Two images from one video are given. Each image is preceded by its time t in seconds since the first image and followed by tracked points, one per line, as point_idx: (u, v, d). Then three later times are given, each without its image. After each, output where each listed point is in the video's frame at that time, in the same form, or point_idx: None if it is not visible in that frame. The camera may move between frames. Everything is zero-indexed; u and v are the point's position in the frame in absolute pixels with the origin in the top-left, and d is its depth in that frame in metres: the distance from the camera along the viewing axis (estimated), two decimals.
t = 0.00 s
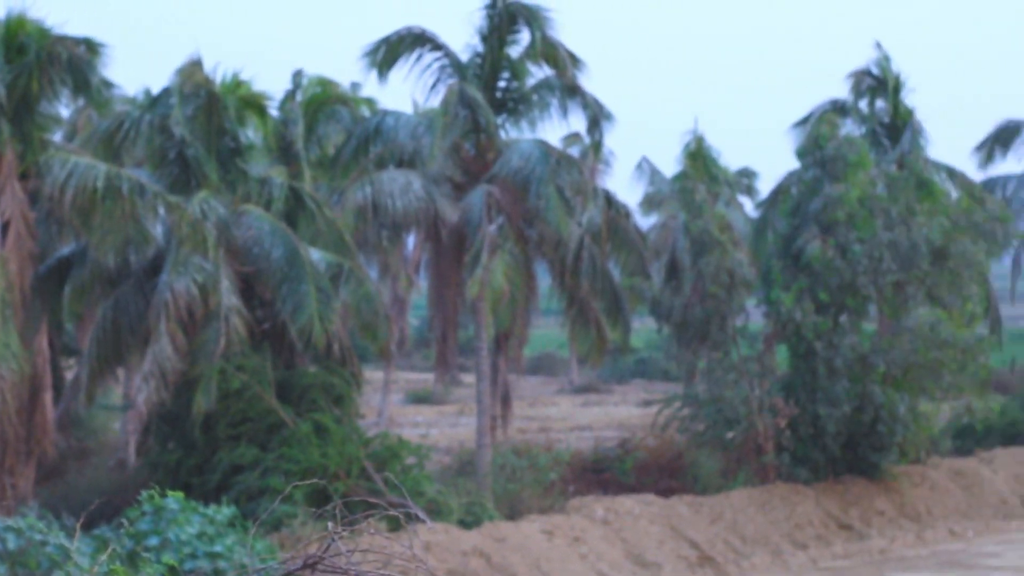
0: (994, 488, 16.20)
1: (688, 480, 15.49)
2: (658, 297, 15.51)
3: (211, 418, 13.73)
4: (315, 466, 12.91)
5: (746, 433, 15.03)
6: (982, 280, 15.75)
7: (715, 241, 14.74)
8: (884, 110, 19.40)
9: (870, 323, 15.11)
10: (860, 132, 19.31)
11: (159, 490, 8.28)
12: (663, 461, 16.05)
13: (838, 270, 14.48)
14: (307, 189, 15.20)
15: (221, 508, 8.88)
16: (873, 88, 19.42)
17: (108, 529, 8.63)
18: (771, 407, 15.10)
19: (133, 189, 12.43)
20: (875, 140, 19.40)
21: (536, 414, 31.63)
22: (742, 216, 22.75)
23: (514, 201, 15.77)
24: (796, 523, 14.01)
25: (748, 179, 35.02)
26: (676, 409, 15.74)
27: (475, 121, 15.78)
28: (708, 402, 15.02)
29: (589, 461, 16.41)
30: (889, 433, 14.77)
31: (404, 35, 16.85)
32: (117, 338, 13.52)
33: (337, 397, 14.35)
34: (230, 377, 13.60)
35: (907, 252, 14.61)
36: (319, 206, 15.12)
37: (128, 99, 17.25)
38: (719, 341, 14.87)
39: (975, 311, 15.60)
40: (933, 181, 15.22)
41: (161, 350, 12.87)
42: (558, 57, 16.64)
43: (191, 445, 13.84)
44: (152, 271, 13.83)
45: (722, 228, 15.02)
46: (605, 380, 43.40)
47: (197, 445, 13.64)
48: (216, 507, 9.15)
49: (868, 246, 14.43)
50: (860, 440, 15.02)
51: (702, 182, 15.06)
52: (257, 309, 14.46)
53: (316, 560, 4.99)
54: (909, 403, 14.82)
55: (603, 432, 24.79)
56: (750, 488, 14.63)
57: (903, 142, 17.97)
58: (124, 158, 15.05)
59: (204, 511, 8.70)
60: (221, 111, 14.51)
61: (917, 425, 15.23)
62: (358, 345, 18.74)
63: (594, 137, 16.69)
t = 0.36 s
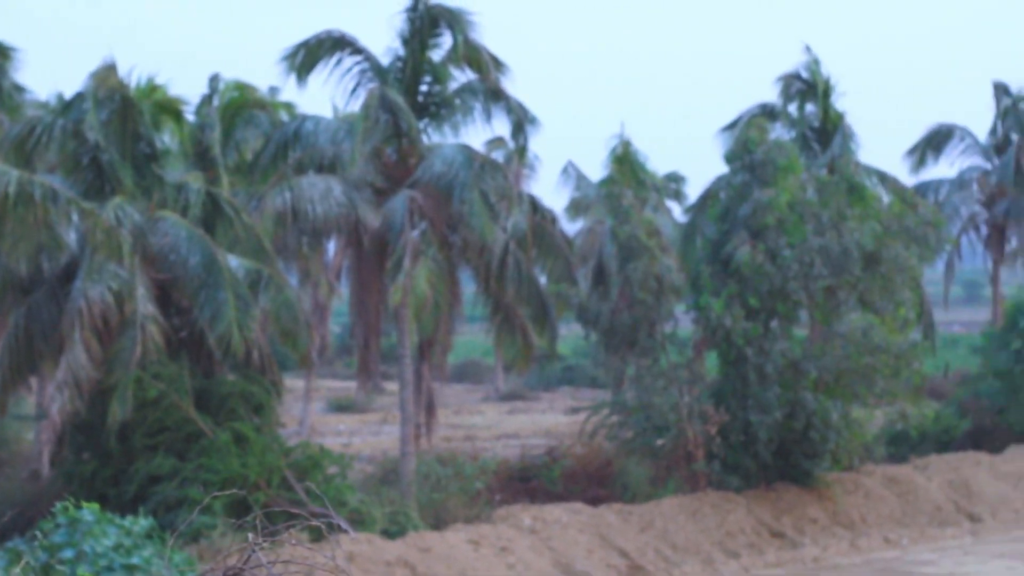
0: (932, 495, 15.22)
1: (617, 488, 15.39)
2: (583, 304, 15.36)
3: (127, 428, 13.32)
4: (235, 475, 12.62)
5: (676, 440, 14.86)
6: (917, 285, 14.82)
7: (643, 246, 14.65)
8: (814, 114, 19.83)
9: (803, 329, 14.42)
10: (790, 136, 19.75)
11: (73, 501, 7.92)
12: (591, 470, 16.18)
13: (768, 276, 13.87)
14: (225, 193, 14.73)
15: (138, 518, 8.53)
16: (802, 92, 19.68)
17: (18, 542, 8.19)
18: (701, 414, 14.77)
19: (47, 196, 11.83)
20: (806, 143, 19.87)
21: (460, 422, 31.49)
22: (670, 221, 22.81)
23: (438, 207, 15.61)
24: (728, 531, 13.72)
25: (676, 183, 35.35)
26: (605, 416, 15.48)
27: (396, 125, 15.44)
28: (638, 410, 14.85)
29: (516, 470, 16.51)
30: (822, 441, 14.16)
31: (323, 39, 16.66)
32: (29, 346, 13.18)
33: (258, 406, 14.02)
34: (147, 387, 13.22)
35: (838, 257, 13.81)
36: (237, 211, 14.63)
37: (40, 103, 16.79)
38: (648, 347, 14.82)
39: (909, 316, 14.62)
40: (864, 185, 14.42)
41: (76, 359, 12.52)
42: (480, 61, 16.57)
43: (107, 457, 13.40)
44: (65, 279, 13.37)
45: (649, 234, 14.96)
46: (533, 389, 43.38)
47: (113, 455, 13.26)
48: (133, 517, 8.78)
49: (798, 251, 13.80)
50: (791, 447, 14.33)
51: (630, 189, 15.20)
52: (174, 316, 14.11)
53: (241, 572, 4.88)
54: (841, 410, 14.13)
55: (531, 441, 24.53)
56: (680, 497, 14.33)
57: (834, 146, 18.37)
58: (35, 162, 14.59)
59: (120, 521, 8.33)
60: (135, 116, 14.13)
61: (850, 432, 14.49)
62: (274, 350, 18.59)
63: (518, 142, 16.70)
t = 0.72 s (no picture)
0: (865, 500, 15.46)
1: (550, 494, 15.81)
2: (514, 309, 15.00)
3: (54, 437, 13.02)
4: (165, 485, 12.07)
5: (610, 447, 14.71)
6: (851, 290, 14.94)
7: (576, 251, 14.50)
8: (746, 118, 20.15)
9: (737, 335, 14.42)
10: (723, 140, 20.02)
11: None
12: (524, 476, 16.30)
13: (700, 281, 13.93)
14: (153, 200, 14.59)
15: (64, 528, 8.26)
16: (734, 97, 20.05)
17: None
18: (636, 420, 14.75)
19: None
20: (738, 148, 20.17)
21: (391, 428, 31.23)
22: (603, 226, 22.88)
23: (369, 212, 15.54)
24: (663, 537, 13.75)
25: (608, 188, 35.60)
26: (538, 423, 15.44)
27: (326, 130, 15.39)
28: (572, 416, 14.76)
29: (449, 478, 16.68)
30: (756, 445, 14.10)
31: (252, 44, 16.39)
32: None
33: (187, 414, 13.77)
34: (74, 395, 13.02)
35: (772, 261, 13.94)
36: (166, 218, 14.56)
37: None
38: (581, 353, 14.64)
39: (842, 321, 14.72)
40: (797, 191, 14.77)
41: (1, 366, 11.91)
42: (410, 67, 16.56)
43: (33, 467, 13.05)
44: None
45: (582, 239, 14.72)
46: (465, 395, 43.30)
47: (39, 465, 12.95)
48: (58, 526, 8.48)
49: (731, 256, 13.98)
50: (726, 452, 14.47)
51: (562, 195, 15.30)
52: (102, 324, 13.97)
53: None
54: (777, 415, 13.93)
55: (463, 448, 24.43)
56: (614, 504, 14.41)
57: (766, 151, 18.66)
58: None
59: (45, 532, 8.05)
60: (62, 121, 13.95)
61: (784, 438, 14.10)
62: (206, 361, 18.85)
63: (449, 146, 16.66)
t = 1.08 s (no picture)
0: (796, 503, 15.73)
1: (484, 498, 15.76)
2: (448, 315, 14.92)
3: None
4: (98, 492, 11.84)
5: (542, 451, 14.78)
6: (782, 295, 15.23)
7: (509, 256, 14.54)
8: (677, 125, 20.43)
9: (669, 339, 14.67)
10: (655, 146, 20.26)
11: None
12: (458, 480, 16.28)
13: (633, 286, 14.07)
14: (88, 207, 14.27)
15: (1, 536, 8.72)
16: (666, 104, 20.46)
17: None
18: (568, 424, 14.91)
19: None
20: (670, 154, 20.43)
21: (326, 434, 30.96)
22: (536, 231, 22.95)
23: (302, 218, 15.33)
24: (595, 541, 13.85)
25: (541, 194, 35.78)
26: (470, 428, 15.43)
27: (261, 137, 15.35)
28: (505, 420, 14.77)
29: (383, 482, 16.47)
30: (687, 448, 14.33)
31: (187, 50, 16.21)
32: None
33: (121, 420, 13.56)
34: (5, 404, 12.80)
35: (703, 266, 14.14)
36: (99, 224, 14.53)
37: None
38: (514, 357, 14.68)
39: (773, 325, 14.97)
40: (728, 196, 15.01)
41: None
42: (344, 73, 16.54)
43: None
44: None
45: (515, 244, 14.82)
46: (399, 401, 43.07)
47: None
48: None
49: (663, 261, 14.11)
50: (658, 456, 14.62)
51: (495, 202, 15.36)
52: (35, 330, 13.81)
53: None
54: (708, 418, 14.18)
55: (397, 453, 24.29)
56: (547, 507, 14.48)
57: (697, 156, 18.94)
58: None
59: None
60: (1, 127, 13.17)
61: (715, 442, 14.33)
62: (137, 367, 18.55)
63: (382, 152, 16.70)
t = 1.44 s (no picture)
0: (725, 506, 15.97)
1: (414, 503, 15.65)
2: (380, 319, 14.94)
3: None
4: (31, 497, 11.75)
5: (473, 454, 14.85)
6: (711, 299, 15.51)
7: (440, 261, 14.50)
8: (607, 130, 20.66)
9: (600, 343, 14.84)
10: (585, 151, 20.23)
11: None
12: (391, 484, 16.11)
13: (563, 290, 14.22)
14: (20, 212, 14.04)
15: None
16: (596, 109, 20.71)
17: None
18: (499, 428, 14.93)
19: None
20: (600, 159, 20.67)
21: (260, 439, 30.63)
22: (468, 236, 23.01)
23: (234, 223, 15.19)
24: (526, 544, 13.94)
25: (473, 200, 35.91)
26: (402, 431, 15.40)
27: (194, 144, 15.15)
28: (435, 424, 14.82)
29: (315, 486, 16.22)
30: (617, 452, 14.44)
31: (120, 56, 15.88)
32: None
33: (54, 426, 13.29)
34: None
35: (632, 271, 14.29)
36: (31, 229, 14.17)
37: None
38: (445, 362, 14.69)
39: (702, 329, 15.21)
40: (657, 201, 15.23)
41: None
42: (276, 78, 16.41)
43: None
44: None
45: (445, 250, 14.79)
46: (331, 404, 42.76)
47: None
48: None
49: (592, 266, 14.26)
50: (588, 459, 14.74)
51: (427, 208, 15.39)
52: None
53: None
54: (637, 422, 14.25)
55: (328, 457, 24.13)
56: (478, 511, 14.52)
57: (628, 161, 19.18)
58: None
59: None
60: None
61: (644, 444, 14.43)
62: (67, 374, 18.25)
63: (314, 157, 16.57)
